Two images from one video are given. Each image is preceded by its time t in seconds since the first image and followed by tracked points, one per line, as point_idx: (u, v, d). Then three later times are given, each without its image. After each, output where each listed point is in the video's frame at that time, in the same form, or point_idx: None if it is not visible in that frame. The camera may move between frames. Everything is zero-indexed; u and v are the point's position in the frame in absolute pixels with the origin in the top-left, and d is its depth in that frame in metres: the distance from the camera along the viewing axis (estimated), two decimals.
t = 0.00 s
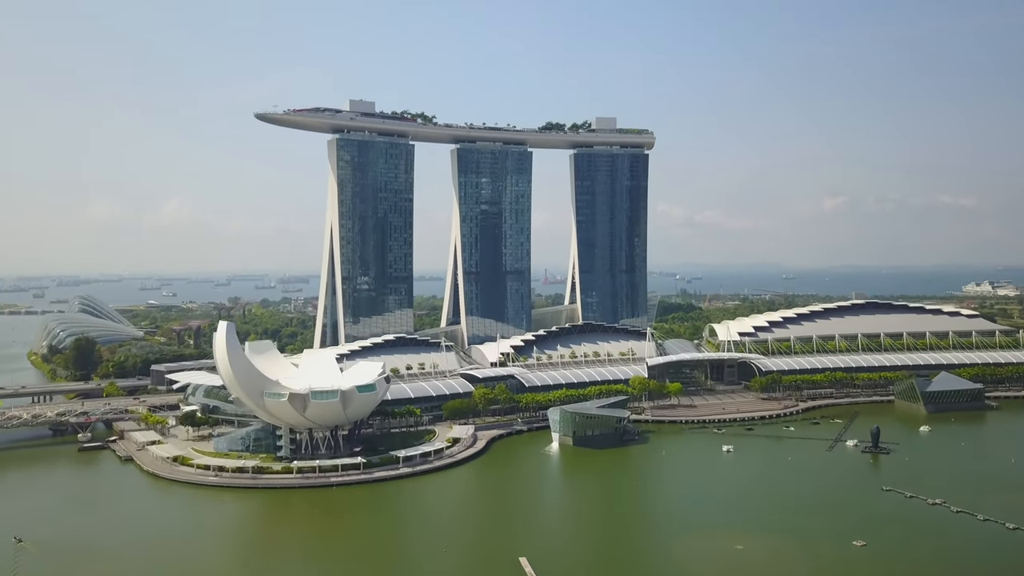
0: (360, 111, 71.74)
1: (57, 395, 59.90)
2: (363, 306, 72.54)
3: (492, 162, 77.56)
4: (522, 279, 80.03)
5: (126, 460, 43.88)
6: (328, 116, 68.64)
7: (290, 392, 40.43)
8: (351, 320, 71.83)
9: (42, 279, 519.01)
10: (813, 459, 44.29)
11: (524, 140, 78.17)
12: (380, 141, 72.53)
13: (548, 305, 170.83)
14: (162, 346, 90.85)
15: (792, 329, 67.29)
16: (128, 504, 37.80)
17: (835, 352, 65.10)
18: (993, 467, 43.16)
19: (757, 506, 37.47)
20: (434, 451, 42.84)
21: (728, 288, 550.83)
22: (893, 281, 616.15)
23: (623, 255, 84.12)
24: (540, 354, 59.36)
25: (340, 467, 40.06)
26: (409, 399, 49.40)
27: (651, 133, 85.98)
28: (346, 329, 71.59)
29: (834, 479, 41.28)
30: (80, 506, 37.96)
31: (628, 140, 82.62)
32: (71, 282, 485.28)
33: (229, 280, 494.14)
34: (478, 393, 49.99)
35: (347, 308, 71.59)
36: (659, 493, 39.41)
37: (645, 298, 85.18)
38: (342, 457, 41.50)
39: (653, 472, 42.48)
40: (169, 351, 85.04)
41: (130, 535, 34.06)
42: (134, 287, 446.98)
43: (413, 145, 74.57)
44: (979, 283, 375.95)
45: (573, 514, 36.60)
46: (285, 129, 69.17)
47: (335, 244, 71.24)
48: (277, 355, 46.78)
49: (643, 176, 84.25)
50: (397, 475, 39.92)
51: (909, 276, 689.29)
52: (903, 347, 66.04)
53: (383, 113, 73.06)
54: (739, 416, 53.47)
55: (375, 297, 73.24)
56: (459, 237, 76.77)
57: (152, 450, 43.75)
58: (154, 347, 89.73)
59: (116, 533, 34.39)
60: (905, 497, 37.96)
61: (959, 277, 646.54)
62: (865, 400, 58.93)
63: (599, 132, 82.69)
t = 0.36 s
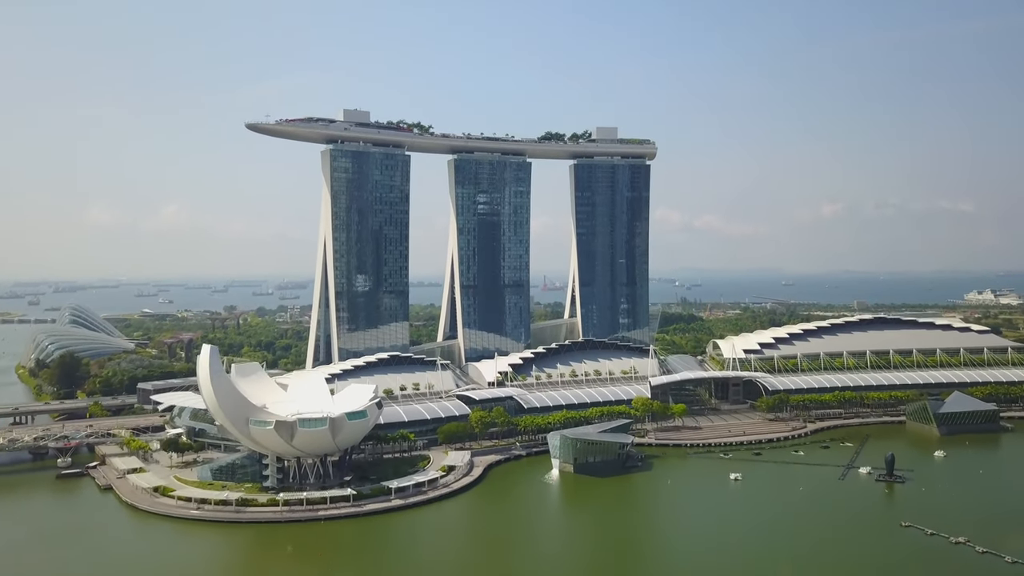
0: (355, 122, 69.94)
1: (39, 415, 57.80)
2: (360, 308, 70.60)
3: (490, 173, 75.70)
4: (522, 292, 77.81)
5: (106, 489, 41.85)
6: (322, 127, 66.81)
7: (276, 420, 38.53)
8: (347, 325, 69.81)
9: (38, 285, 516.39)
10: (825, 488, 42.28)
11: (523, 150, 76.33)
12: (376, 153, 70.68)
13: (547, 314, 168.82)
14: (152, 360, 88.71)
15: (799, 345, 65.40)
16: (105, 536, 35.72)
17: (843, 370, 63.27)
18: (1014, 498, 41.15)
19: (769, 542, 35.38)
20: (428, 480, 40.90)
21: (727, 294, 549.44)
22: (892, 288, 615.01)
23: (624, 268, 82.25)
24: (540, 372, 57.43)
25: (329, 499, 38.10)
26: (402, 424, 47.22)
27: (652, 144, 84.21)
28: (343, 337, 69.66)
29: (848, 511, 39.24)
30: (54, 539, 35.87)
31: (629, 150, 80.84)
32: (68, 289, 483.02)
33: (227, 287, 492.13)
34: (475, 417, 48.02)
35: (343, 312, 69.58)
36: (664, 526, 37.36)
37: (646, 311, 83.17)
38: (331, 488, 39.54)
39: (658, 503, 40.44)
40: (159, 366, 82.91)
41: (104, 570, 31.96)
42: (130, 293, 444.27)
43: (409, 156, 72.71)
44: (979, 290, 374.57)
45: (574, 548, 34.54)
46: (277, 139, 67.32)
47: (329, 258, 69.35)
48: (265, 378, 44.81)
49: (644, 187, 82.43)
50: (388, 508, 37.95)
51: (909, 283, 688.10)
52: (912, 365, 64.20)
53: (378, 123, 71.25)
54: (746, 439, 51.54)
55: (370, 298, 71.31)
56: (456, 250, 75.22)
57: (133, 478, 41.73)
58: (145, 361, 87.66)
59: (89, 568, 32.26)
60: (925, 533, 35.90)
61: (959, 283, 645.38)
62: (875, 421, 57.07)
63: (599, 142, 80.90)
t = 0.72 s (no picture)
0: (349, 131, 68.07)
1: (20, 435, 55.67)
2: (358, 310, 68.86)
3: (488, 184, 73.81)
4: (520, 305, 75.87)
5: (84, 521, 39.76)
6: (315, 136, 64.95)
7: (262, 449, 36.58)
8: (345, 329, 68.06)
9: (35, 291, 514.38)
10: (839, 520, 40.08)
11: (522, 160, 74.49)
12: (371, 163, 68.78)
13: (546, 324, 166.88)
14: (143, 374, 86.62)
15: (806, 362, 63.46)
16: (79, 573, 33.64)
17: (852, 388, 61.37)
18: None
19: None
20: (422, 512, 38.91)
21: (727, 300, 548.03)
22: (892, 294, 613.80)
23: (625, 281, 80.39)
24: (539, 392, 55.47)
25: (318, 534, 36.07)
26: (397, 448, 45.35)
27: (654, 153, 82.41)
28: (339, 343, 67.87)
29: (864, 544, 37.00)
30: None
31: (631, 160, 79.05)
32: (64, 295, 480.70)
33: (224, 293, 490.03)
34: (472, 441, 46.06)
35: (340, 318, 67.78)
36: (670, 561, 35.09)
37: (648, 325, 81.21)
38: (320, 522, 37.53)
39: (664, 535, 38.24)
40: (149, 381, 80.83)
41: None
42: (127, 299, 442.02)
43: (405, 166, 70.80)
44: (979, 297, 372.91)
45: None
46: (270, 149, 65.43)
47: (322, 271, 67.39)
48: (252, 402, 42.81)
49: (645, 198, 80.55)
50: (380, 543, 35.90)
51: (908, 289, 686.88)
52: (922, 383, 62.32)
53: (374, 132, 69.41)
54: (753, 463, 49.54)
55: (369, 296, 69.63)
56: (453, 262, 73.25)
57: (113, 509, 39.63)
58: (135, 375, 85.59)
59: None
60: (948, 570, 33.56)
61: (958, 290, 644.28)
62: (886, 442, 55.15)
63: (600, 151, 79.10)
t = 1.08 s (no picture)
0: (344, 140, 66.50)
1: (3, 455, 53.83)
2: (355, 312, 67.33)
3: (487, 194, 72.17)
4: (520, 316, 73.97)
5: (63, 551, 37.88)
6: (309, 145, 63.35)
7: (250, 478, 35.05)
8: (342, 329, 66.43)
9: (33, 296, 512.50)
10: (852, 548, 38.30)
11: (521, 169, 72.93)
12: (367, 172, 67.15)
13: (546, 331, 165.27)
14: (135, 387, 84.87)
15: (813, 378, 61.81)
16: None
17: (860, 405, 59.76)
18: None
19: None
20: (417, 542, 37.19)
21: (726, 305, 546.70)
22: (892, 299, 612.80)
23: (627, 292, 78.79)
24: (539, 410, 53.85)
25: (307, 567, 34.33)
26: (392, 472, 43.69)
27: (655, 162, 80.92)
28: (337, 344, 66.22)
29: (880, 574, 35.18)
30: None
31: (632, 169, 77.56)
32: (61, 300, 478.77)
33: (222, 298, 488.17)
34: (470, 464, 44.38)
35: (337, 318, 66.19)
36: None
37: (650, 337, 79.58)
38: (310, 553, 35.82)
39: (670, 565, 36.44)
40: (140, 394, 79.03)
41: None
42: (124, 305, 440.02)
43: (402, 176, 69.20)
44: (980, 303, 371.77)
45: None
46: (263, 158, 63.82)
47: (316, 283, 65.66)
48: (242, 425, 41.17)
49: (647, 208, 78.98)
50: None
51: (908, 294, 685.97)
52: (932, 399, 60.70)
53: (369, 141, 67.84)
54: (761, 485, 47.84)
55: (365, 297, 67.98)
56: (451, 273, 71.52)
57: (94, 539, 37.84)
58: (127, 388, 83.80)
59: None
60: None
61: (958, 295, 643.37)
62: (897, 462, 53.49)
63: (601, 160, 77.59)
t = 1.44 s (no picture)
0: (339, 150, 64.72)
1: None
2: (352, 312, 65.32)
3: (485, 205, 70.36)
4: (519, 331, 72.12)
5: None
6: (302, 156, 61.54)
7: (233, 513, 33.15)
8: (337, 327, 64.53)
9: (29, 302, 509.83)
10: None
11: (521, 180, 71.18)
12: (362, 184, 65.29)
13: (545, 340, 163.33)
14: (125, 402, 82.81)
15: (822, 397, 59.91)
16: None
17: (870, 425, 57.88)
18: None
19: None
20: None
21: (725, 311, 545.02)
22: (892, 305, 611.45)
23: (628, 305, 76.93)
24: (539, 432, 51.99)
25: None
26: (385, 501, 41.82)
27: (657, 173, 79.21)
28: (334, 343, 64.35)
29: None
30: None
31: (633, 180, 75.83)
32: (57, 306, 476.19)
33: (219, 304, 485.75)
34: (467, 493, 42.49)
35: (334, 316, 64.31)
36: None
37: (652, 351, 77.73)
38: None
39: None
40: (130, 410, 76.99)
41: None
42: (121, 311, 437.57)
43: (397, 188, 67.37)
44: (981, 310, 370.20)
45: None
46: (254, 169, 61.96)
47: (309, 297, 63.65)
48: (229, 452, 39.25)
49: (649, 220, 77.21)
50: None
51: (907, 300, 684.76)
52: (944, 419, 58.83)
53: (364, 151, 66.08)
54: (771, 512, 45.92)
55: (362, 295, 65.92)
56: (448, 287, 69.61)
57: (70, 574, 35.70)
58: (116, 403, 81.72)
59: None
60: None
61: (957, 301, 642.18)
62: (910, 487, 51.60)
63: (602, 171, 75.86)
